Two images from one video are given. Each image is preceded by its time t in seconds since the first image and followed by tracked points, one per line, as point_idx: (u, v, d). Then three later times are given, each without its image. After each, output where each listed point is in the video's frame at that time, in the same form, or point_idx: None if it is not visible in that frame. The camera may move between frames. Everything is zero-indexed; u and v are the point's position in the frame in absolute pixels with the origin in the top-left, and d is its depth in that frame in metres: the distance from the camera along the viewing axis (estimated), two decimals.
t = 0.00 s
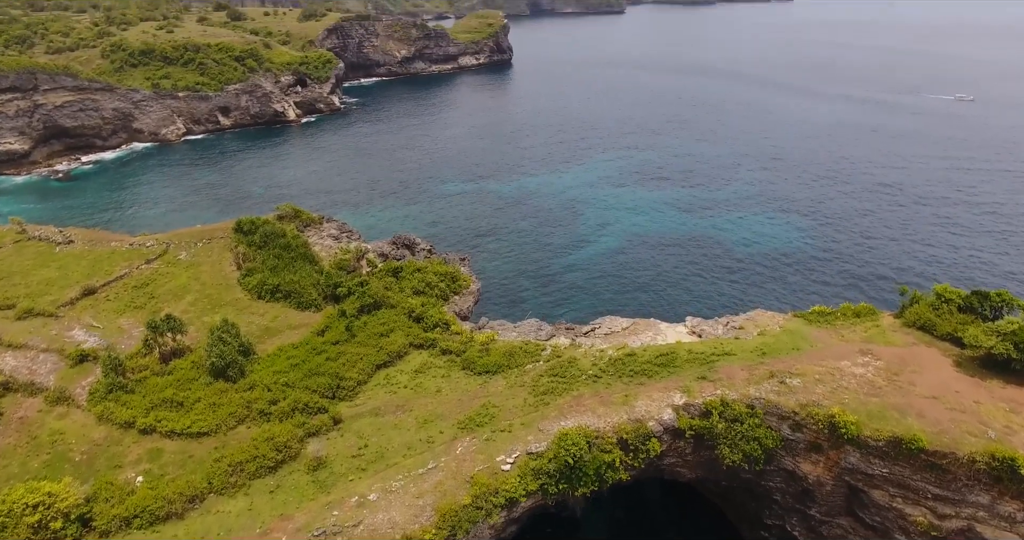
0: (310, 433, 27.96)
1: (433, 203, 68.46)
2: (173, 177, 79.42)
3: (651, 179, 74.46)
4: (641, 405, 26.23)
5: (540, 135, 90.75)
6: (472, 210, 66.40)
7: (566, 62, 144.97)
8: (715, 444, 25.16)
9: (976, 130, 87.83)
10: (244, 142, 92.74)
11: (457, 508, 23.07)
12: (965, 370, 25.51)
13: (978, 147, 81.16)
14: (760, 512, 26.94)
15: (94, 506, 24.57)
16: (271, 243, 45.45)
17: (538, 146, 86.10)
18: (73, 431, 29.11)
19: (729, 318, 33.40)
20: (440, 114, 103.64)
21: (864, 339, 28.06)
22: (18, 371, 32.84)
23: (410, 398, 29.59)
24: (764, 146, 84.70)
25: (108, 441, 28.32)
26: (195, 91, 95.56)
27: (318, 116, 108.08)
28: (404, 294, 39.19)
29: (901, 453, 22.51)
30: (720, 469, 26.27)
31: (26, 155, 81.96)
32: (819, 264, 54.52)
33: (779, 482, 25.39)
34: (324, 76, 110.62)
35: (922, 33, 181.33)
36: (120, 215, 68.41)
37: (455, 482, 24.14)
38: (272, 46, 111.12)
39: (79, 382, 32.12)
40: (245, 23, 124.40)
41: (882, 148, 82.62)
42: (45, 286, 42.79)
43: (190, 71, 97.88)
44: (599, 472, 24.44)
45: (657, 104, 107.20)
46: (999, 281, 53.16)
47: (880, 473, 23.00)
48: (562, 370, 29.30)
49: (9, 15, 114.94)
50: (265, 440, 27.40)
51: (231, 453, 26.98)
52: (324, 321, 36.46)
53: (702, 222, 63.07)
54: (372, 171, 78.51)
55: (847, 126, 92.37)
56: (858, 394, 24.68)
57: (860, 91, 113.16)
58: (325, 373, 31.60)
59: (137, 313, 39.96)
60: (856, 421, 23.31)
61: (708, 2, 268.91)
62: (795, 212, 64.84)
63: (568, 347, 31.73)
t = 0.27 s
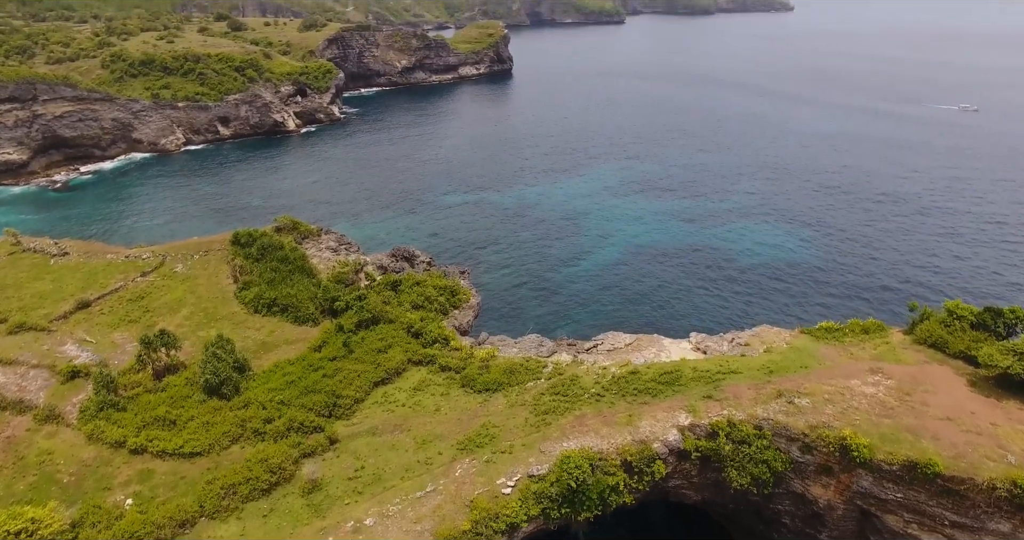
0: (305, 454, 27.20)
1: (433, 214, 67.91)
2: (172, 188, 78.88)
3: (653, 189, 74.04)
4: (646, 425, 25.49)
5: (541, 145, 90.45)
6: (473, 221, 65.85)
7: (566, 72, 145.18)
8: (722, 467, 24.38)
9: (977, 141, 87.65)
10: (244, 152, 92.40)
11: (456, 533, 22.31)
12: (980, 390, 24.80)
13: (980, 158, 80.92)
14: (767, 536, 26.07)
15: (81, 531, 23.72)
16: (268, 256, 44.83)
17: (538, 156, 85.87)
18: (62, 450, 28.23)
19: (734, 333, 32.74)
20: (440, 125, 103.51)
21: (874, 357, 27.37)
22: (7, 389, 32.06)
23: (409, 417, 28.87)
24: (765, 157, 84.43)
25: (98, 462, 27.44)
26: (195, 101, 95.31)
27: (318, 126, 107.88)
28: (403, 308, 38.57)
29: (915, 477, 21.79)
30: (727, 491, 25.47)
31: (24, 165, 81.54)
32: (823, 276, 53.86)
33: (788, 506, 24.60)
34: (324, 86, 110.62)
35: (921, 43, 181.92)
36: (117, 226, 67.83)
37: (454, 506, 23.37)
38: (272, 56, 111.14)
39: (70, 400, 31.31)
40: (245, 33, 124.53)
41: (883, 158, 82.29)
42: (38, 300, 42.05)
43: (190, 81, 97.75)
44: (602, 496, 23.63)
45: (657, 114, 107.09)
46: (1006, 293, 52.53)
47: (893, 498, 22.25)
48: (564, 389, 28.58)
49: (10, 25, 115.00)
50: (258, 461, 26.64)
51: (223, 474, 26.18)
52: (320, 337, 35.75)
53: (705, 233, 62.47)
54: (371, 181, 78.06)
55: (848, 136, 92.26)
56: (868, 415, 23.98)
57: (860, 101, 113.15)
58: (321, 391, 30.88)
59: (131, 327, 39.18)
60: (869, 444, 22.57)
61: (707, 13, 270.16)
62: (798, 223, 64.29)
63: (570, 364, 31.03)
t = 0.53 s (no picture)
0: (300, 475, 26.43)
1: (432, 225, 67.31)
2: (170, 198, 78.39)
3: (654, 200, 73.60)
4: (651, 446, 24.76)
5: (541, 155, 90.19)
6: (473, 232, 65.28)
7: (566, 82, 145.32)
8: (730, 491, 23.61)
9: (979, 152, 87.44)
10: (243, 162, 92.00)
11: None
12: (996, 411, 24.10)
13: (983, 169, 80.57)
14: None
15: None
16: (266, 269, 44.19)
17: (539, 166, 85.56)
18: (50, 471, 27.42)
19: (740, 349, 32.05)
20: (441, 135, 103.33)
21: (885, 375, 26.65)
22: None
23: (407, 437, 28.15)
24: (767, 167, 84.12)
25: (86, 484, 26.61)
26: (194, 111, 95.07)
27: (318, 135, 107.67)
28: (402, 323, 37.93)
29: (931, 504, 21.05)
30: (735, 515, 24.69)
31: (22, 175, 81.16)
32: (828, 288, 53.19)
33: (798, 531, 23.82)
34: (324, 96, 110.53)
35: (920, 53, 182.36)
36: (115, 237, 67.30)
37: (453, 531, 22.58)
38: (272, 66, 111.11)
39: (60, 418, 30.57)
40: (246, 43, 124.60)
41: (886, 169, 81.90)
42: (31, 313, 41.31)
43: (190, 91, 97.57)
44: (606, 521, 22.79)
45: (658, 124, 106.99)
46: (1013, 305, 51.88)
47: (907, 525, 21.50)
48: (567, 408, 27.87)
49: (10, 35, 115.12)
50: (252, 483, 25.85)
51: (216, 497, 25.41)
52: (317, 353, 35.07)
53: (707, 244, 61.85)
54: (371, 191, 77.64)
55: (850, 147, 92.03)
56: (881, 438, 23.26)
57: (861, 111, 113.01)
58: (318, 409, 30.17)
59: (125, 342, 38.42)
60: (882, 469, 21.84)
61: (706, 23, 271.53)
62: (801, 234, 63.70)
63: (572, 382, 30.33)
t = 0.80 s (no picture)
0: (295, 494, 25.71)
1: (432, 234, 66.83)
2: (169, 207, 77.95)
3: (655, 209, 73.15)
4: (655, 465, 24.11)
5: (542, 164, 89.92)
6: (473, 241, 64.75)
7: (566, 90, 145.46)
8: (738, 512, 22.91)
9: (981, 160, 87.11)
10: (243, 171, 91.71)
11: None
12: (1011, 430, 23.47)
13: (985, 178, 80.19)
14: None
15: None
16: (263, 280, 43.61)
17: (539, 175, 85.25)
18: (38, 490, 26.70)
19: (744, 363, 31.46)
20: (441, 143, 103.09)
21: (895, 391, 26.04)
22: None
23: (405, 454, 27.49)
24: (768, 176, 83.81)
25: (75, 503, 25.89)
26: (194, 120, 94.85)
27: (318, 144, 107.47)
28: (401, 336, 37.35)
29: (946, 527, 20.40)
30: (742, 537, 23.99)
31: (20, 184, 80.83)
32: (832, 297, 52.57)
33: None
34: (324, 104, 110.52)
35: (920, 61, 182.60)
36: (112, 247, 66.82)
37: None
38: (272, 74, 111.06)
39: (50, 434, 29.96)
40: (246, 52, 124.69)
41: (888, 178, 81.51)
42: (24, 325, 40.68)
43: (190, 99, 97.43)
44: None
45: (659, 133, 106.81)
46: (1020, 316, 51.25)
47: None
48: (569, 424, 27.23)
49: (11, 44, 115.25)
50: (245, 503, 25.14)
51: (208, 517, 24.68)
52: (314, 367, 34.46)
53: (709, 254, 61.25)
54: (371, 200, 77.22)
55: (851, 155, 91.74)
56: (893, 458, 22.62)
57: (862, 120, 112.83)
58: (314, 425, 29.50)
59: (119, 355, 37.74)
60: (895, 490, 21.19)
61: (707, 31, 272.38)
62: (804, 243, 63.16)
63: (574, 398, 29.70)
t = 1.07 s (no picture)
0: (289, 518, 24.83)
1: (432, 245, 66.24)
2: (167, 218, 77.38)
3: (657, 219, 72.66)
4: (661, 488, 23.32)
5: (542, 174, 89.57)
6: (473, 252, 64.15)
7: (566, 100, 145.61)
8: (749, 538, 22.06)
9: (983, 170, 86.83)
10: (242, 181, 91.31)
11: None
12: None
13: (988, 187, 79.84)
14: None
15: None
16: (260, 292, 42.97)
17: (540, 185, 84.88)
18: (24, 512, 25.78)
19: (750, 380, 30.79)
20: (441, 153, 102.84)
21: (907, 411, 25.38)
22: None
23: (403, 475, 26.70)
24: (769, 186, 83.39)
25: (61, 526, 24.95)
26: (193, 129, 94.53)
27: (318, 154, 107.20)
28: (399, 351, 36.67)
29: None
30: None
31: (18, 194, 80.28)
32: (837, 309, 51.90)
33: None
34: (324, 114, 110.42)
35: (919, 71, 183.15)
36: (109, 258, 66.18)
37: None
38: (272, 84, 111.01)
39: (38, 453, 29.16)
40: (246, 61, 124.73)
41: (891, 188, 81.12)
42: (16, 339, 39.85)
43: (189, 109, 97.21)
44: None
45: (659, 142, 106.58)
46: None
47: None
48: (571, 444, 26.48)
49: (11, 54, 115.29)
50: (237, 527, 24.26)
51: None
52: (310, 383, 33.72)
53: (712, 264, 60.59)
54: (370, 210, 76.73)
55: (852, 165, 91.43)
56: (909, 482, 21.87)
57: (863, 129, 112.67)
58: (309, 444, 28.73)
59: (112, 370, 36.85)
60: (912, 517, 20.42)
61: (706, 41, 273.72)
62: (807, 253, 62.58)
63: (577, 416, 28.99)
